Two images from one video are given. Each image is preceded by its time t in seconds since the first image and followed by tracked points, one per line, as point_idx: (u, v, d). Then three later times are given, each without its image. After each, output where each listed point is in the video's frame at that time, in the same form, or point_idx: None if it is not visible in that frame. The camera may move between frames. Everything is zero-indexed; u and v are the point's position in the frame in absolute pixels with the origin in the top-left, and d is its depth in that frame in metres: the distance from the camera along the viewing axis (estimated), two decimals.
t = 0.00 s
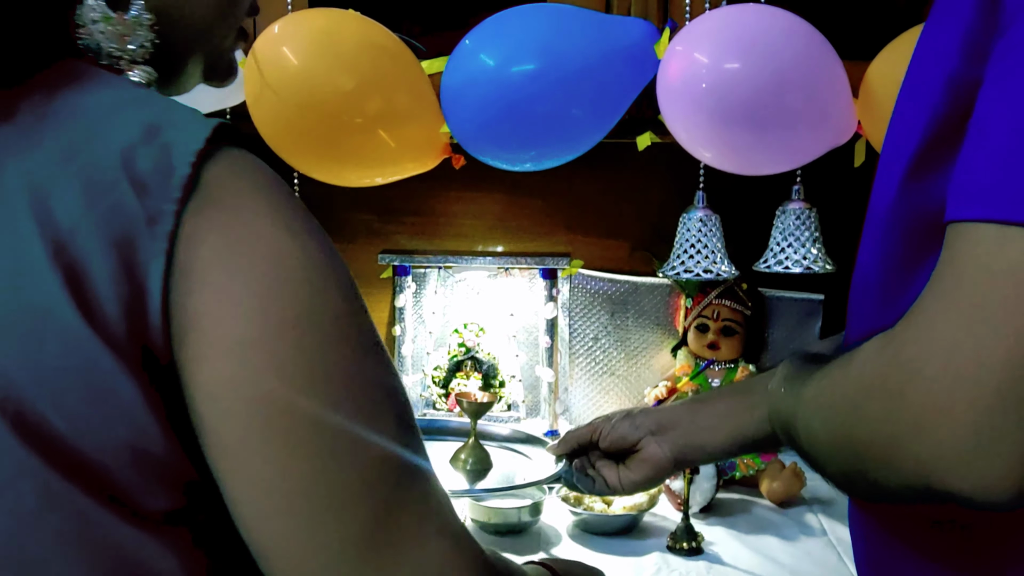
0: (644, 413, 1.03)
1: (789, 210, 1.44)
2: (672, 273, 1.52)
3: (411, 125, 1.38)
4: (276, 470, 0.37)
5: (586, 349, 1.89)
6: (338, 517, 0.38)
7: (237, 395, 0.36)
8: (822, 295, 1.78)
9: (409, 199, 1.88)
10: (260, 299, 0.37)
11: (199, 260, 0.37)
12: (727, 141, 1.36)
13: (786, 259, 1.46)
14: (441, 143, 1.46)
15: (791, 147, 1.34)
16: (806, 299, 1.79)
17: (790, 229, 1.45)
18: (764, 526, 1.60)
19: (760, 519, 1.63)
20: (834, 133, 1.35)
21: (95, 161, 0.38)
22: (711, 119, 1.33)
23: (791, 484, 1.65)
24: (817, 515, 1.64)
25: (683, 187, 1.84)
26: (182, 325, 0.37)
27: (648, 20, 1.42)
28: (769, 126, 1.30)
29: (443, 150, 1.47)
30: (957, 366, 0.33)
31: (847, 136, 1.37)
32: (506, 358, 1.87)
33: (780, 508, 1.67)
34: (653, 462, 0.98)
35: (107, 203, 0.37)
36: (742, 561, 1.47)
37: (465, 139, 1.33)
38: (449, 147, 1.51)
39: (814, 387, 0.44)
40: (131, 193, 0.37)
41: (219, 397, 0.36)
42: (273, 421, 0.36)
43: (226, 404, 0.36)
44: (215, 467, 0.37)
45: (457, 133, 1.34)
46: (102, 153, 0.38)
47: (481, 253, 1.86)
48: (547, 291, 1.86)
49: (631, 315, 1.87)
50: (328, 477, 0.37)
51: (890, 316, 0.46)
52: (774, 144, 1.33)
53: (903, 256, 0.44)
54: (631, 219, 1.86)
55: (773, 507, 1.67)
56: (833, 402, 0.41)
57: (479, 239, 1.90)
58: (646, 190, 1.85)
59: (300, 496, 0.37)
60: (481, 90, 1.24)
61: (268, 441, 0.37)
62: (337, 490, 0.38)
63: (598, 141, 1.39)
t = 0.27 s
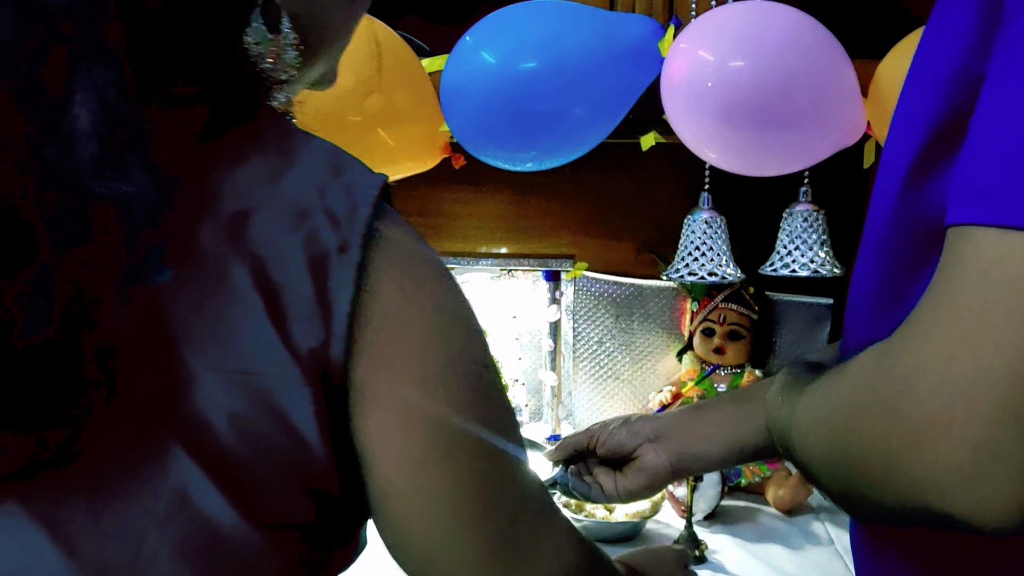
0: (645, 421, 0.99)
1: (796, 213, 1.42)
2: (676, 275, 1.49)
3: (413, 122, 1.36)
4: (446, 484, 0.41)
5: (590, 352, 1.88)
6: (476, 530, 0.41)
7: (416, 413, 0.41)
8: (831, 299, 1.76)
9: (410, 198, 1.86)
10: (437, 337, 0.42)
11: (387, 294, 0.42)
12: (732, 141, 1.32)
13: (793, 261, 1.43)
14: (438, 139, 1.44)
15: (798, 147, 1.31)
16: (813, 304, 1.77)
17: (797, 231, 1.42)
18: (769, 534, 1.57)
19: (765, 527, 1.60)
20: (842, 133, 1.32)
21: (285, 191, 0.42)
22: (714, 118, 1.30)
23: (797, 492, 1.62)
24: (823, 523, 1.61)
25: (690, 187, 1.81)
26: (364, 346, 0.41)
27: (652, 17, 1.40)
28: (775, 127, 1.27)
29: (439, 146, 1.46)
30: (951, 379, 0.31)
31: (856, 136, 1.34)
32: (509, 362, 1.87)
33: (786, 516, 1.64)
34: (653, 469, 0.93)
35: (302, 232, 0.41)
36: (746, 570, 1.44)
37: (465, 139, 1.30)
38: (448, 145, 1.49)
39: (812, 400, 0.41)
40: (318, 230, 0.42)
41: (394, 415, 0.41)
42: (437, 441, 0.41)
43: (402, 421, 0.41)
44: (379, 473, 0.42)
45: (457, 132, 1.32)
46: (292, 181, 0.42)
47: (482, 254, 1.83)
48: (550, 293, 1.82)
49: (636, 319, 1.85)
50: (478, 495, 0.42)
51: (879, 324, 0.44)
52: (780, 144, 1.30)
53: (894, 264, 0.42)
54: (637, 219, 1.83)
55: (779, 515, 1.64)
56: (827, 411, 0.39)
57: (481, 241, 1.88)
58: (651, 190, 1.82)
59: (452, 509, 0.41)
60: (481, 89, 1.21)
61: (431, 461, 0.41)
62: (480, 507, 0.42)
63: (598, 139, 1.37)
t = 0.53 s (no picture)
0: (653, 425, 0.93)
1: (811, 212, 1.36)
2: (685, 276, 1.43)
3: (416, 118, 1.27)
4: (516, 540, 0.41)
5: (595, 357, 1.80)
6: None
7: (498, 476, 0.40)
8: (844, 303, 1.72)
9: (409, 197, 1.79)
10: (525, 398, 0.41)
11: (472, 352, 0.41)
12: (747, 136, 1.25)
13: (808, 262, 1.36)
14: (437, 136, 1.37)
15: (816, 141, 1.24)
16: (826, 308, 1.72)
17: (813, 232, 1.36)
18: (780, 547, 1.51)
19: (776, 539, 1.54)
20: (861, 126, 1.25)
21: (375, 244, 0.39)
22: (729, 111, 1.23)
23: (809, 504, 1.54)
24: (838, 535, 1.54)
25: (699, 186, 1.75)
26: (447, 400, 0.40)
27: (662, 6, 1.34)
28: (793, 119, 1.19)
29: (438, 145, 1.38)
30: (995, 398, 0.24)
31: (875, 130, 1.28)
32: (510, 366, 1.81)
33: (798, 528, 1.57)
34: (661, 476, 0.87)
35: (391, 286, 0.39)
36: None
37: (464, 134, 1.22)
38: (447, 141, 1.42)
39: (833, 408, 0.34)
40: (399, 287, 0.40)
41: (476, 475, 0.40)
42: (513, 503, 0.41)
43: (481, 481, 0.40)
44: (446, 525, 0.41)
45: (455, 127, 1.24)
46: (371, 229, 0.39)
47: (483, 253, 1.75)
48: (554, 294, 1.79)
49: (642, 322, 1.78)
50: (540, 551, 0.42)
51: (915, 318, 0.34)
52: (798, 138, 1.23)
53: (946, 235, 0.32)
54: (644, 219, 1.77)
55: (791, 527, 1.58)
56: (853, 424, 0.30)
57: (483, 242, 1.79)
58: (659, 190, 1.75)
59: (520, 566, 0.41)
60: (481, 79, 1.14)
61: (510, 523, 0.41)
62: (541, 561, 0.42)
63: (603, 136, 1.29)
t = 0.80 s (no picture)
0: (673, 439, 0.96)
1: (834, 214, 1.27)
2: (699, 282, 1.35)
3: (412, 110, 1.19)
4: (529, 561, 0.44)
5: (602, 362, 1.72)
6: None
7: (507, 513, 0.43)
8: (864, 307, 1.63)
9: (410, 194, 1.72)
10: (531, 431, 0.44)
11: (468, 390, 0.42)
12: (769, 132, 1.17)
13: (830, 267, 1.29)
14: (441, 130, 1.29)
15: (844, 139, 1.15)
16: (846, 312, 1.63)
17: (836, 234, 1.28)
18: (795, 565, 1.43)
19: (791, 556, 1.46)
20: (891, 125, 1.17)
21: (387, 271, 0.40)
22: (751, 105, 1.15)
23: (826, 521, 1.47)
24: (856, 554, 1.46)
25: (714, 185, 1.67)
26: (446, 441, 0.42)
27: None
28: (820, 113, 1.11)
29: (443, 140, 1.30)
30: None
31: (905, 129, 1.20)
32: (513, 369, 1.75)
33: (814, 545, 1.49)
34: (679, 492, 0.91)
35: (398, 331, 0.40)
36: None
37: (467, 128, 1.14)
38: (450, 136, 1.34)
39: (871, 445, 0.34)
40: (417, 306, 0.42)
41: (486, 513, 0.42)
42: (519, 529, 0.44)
43: (494, 515, 0.42)
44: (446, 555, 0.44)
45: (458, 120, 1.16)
46: (388, 261, 0.40)
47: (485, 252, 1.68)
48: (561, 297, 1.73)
49: (652, 326, 1.70)
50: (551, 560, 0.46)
51: (961, 356, 0.32)
52: (824, 135, 1.15)
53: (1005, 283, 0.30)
54: (656, 219, 1.70)
55: (807, 544, 1.50)
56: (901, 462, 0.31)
57: (486, 239, 1.73)
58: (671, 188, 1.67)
59: None
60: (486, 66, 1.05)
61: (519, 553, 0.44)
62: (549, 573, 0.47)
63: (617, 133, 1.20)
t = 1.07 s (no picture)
0: (671, 395, 0.99)
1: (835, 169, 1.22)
2: (694, 241, 1.30)
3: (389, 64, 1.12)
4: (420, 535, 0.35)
5: (592, 321, 1.68)
6: None
7: (387, 456, 0.35)
8: (862, 263, 1.58)
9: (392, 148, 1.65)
10: (416, 398, 0.36)
11: (332, 317, 0.36)
12: (768, 84, 1.11)
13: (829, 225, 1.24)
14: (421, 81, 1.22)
15: (846, 91, 1.10)
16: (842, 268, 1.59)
17: (836, 191, 1.23)
18: (790, 527, 1.41)
19: (785, 519, 1.44)
20: (895, 76, 1.12)
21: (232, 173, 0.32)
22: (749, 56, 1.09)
23: (821, 481, 1.44)
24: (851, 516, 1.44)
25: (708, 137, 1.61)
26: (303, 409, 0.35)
27: None
28: (823, 65, 1.05)
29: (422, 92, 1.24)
30: None
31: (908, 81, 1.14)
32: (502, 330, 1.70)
33: (809, 507, 1.47)
34: (676, 448, 0.95)
35: (262, 234, 0.33)
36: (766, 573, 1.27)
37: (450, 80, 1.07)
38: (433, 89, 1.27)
39: (878, 431, 0.31)
40: (276, 224, 0.34)
41: (363, 455, 0.35)
42: (407, 487, 0.35)
43: (371, 461, 0.35)
44: (317, 528, 0.35)
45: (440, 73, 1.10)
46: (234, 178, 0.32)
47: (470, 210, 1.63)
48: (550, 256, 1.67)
49: (643, 284, 1.66)
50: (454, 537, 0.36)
51: (987, 331, 0.27)
52: (825, 88, 1.09)
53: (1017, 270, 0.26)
54: (648, 173, 1.63)
55: (801, 506, 1.48)
56: (904, 460, 0.27)
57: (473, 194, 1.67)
58: (664, 141, 1.61)
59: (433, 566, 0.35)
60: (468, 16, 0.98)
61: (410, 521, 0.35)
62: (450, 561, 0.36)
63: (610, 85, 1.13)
